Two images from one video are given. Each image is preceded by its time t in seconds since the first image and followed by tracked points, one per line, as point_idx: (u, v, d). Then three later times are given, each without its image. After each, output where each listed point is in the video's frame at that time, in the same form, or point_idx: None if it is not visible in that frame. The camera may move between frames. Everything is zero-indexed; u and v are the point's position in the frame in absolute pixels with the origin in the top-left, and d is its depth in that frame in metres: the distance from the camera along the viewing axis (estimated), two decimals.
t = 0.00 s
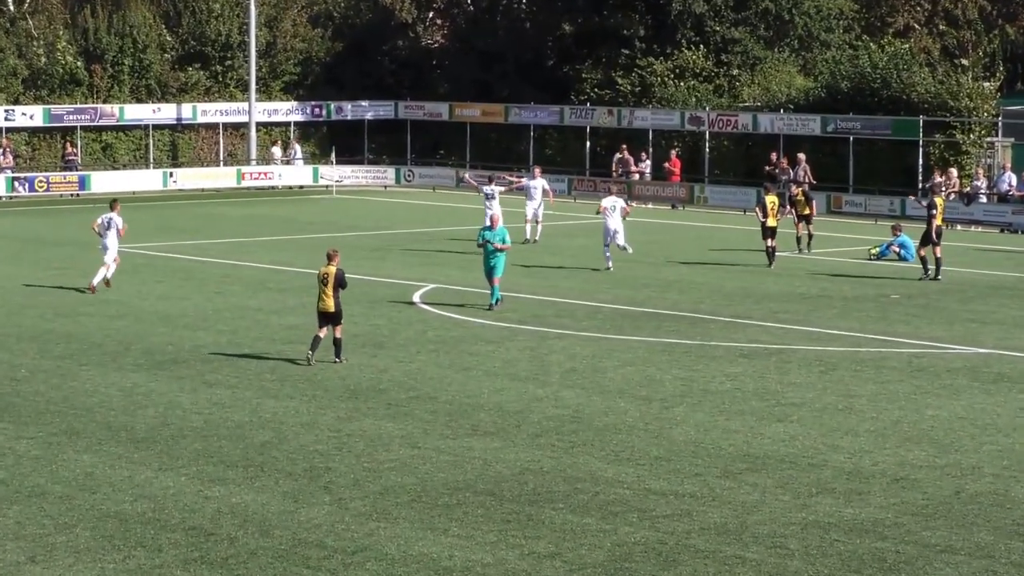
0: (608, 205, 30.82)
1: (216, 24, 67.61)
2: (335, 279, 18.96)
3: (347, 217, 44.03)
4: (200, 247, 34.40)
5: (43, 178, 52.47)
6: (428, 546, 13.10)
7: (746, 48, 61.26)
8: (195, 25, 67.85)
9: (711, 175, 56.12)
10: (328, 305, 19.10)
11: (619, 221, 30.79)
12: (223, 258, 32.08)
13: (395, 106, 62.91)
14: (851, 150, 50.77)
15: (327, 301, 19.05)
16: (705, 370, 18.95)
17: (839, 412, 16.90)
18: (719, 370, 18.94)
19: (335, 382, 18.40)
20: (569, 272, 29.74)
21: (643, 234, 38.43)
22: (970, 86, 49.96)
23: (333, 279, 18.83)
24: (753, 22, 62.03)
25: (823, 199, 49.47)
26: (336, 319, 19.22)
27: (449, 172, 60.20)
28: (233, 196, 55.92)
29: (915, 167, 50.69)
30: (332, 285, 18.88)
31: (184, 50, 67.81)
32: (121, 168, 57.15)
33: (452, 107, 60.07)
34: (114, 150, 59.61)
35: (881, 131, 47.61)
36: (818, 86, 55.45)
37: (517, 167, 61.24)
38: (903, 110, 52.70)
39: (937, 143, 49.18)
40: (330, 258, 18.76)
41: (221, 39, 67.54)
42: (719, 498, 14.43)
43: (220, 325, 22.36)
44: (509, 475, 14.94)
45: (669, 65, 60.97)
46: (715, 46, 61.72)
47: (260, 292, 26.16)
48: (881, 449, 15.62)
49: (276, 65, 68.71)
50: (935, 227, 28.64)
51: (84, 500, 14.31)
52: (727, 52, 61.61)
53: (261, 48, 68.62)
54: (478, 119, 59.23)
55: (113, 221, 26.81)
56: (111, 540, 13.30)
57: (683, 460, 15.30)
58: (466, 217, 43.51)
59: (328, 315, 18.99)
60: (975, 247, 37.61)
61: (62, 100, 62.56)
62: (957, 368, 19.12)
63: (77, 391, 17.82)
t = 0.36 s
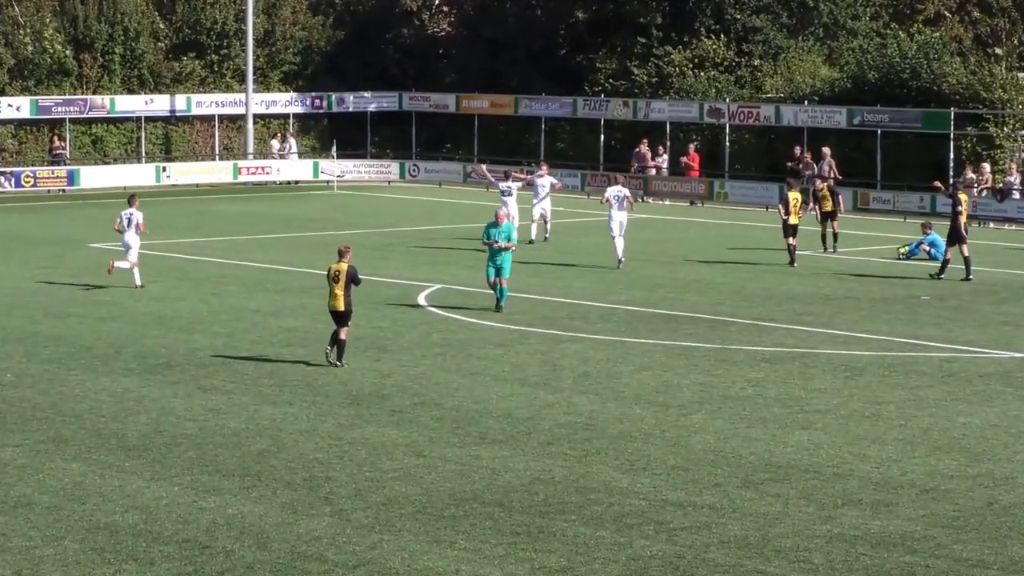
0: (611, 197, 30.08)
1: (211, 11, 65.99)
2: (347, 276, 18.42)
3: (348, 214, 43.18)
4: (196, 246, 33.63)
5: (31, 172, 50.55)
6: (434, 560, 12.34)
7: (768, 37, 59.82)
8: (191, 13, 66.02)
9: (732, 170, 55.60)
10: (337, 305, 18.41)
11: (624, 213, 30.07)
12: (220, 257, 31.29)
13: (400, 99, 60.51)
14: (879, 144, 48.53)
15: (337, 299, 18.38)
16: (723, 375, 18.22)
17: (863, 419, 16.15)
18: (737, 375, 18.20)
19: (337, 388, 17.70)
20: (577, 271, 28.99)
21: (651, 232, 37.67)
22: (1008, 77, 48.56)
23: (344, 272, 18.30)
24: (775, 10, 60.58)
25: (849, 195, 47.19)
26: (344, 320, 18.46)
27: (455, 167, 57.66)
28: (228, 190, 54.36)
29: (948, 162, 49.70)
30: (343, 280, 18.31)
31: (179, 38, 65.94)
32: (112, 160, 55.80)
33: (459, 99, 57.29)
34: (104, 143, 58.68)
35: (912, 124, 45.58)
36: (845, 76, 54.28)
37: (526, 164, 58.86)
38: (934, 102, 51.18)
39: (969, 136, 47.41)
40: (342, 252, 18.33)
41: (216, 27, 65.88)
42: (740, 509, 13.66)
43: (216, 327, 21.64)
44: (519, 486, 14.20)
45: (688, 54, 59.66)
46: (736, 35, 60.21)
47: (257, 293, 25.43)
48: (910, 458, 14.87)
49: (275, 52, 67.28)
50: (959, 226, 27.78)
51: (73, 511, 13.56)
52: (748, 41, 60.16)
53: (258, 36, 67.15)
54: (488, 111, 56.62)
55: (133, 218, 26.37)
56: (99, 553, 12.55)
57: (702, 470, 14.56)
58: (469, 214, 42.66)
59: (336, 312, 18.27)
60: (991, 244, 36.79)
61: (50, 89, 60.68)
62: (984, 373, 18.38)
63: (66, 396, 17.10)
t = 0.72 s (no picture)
0: (618, 192, 29.64)
1: None
2: (359, 274, 17.75)
3: (347, 210, 42.50)
4: (192, 243, 32.93)
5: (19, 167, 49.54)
6: None
7: (790, 24, 59.11)
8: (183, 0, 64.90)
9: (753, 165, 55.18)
10: (347, 304, 17.71)
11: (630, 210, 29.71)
12: (217, 255, 30.62)
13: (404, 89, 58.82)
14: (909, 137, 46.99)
15: (347, 298, 17.69)
16: (743, 380, 17.51)
17: (888, 427, 15.43)
18: (756, 380, 17.51)
19: (338, 392, 17.04)
20: (584, 270, 28.31)
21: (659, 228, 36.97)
22: None
23: (356, 272, 17.61)
24: None
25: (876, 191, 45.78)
26: (353, 320, 17.76)
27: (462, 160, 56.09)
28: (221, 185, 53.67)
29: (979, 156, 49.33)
30: (355, 279, 17.65)
31: (171, 26, 64.90)
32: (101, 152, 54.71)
33: (467, 89, 55.98)
34: (93, 136, 57.33)
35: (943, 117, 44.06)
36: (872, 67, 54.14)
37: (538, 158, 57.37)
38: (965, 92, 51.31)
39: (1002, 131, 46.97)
40: (354, 250, 17.66)
41: (211, 15, 64.77)
42: (761, 522, 12.94)
43: (211, 330, 20.98)
44: (530, 497, 13.49)
45: (708, 43, 59.31)
46: (757, 22, 59.71)
47: (255, 293, 24.77)
48: (941, 468, 14.15)
49: (274, 41, 66.09)
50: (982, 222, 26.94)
51: (60, 522, 12.86)
52: (770, 29, 59.51)
53: (256, 24, 65.99)
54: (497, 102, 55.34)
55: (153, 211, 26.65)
56: (85, 567, 11.84)
57: (722, 480, 13.86)
58: (473, 212, 41.96)
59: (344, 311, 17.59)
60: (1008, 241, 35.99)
61: (38, 79, 60.09)
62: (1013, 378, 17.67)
63: (54, 402, 16.43)
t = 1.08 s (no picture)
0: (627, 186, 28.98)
1: None
2: (373, 273, 17.26)
3: (350, 207, 41.66)
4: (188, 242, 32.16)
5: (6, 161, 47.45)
6: None
7: (816, 10, 56.18)
8: None
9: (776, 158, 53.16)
10: (361, 303, 17.25)
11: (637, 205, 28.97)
12: (216, 254, 29.87)
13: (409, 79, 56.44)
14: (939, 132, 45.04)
15: (360, 298, 17.23)
16: (764, 385, 16.85)
17: (915, 435, 14.76)
18: (776, 386, 16.85)
19: (340, 398, 16.39)
20: (592, 270, 27.61)
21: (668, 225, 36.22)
22: None
23: (370, 270, 17.15)
24: None
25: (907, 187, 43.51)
26: (367, 320, 17.30)
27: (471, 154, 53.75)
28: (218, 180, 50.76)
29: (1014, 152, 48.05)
30: (368, 278, 17.16)
31: (166, 12, 60.30)
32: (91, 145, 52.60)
33: (473, 79, 53.35)
34: (82, 129, 54.86)
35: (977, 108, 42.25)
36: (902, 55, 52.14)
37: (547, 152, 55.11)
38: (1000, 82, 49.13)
39: None
40: (366, 248, 17.22)
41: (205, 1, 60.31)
42: (786, 536, 12.24)
43: (207, 332, 20.30)
44: (540, 508, 12.83)
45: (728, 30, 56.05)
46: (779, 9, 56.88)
47: (253, 294, 24.07)
48: (974, 478, 13.47)
49: (271, 29, 62.55)
50: (1010, 219, 26.27)
51: (48, 535, 12.18)
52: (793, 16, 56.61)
53: (253, 11, 62.42)
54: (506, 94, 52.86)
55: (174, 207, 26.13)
56: None
57: (743, 491, 13.20)
58: (477, 209, 41.15)
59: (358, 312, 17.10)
60: None
61: (24, 70, 56.33)
62: None
63: (41, 408, 15.77)
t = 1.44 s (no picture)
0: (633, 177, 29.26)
1: None
2: (387, 268, 16.87)
3: (349, 203, 40.97)
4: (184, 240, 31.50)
5: None
6: None
7: None
8: None
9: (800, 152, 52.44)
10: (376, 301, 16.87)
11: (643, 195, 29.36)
12: (212, 253, 29.17)
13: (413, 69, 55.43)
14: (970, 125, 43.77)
15: (375, 295, 16.85)
16: (785, 390, 16.23)
17: (944, 443, 14.13)
18: (796, 390, 16.25)
19: (341, 403, 15.77)
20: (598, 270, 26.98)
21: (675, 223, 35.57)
22: None
23: (383, 265, 16.79)
24: None
25: (937, 181, 42.24)
26: (385, 318, 16.91)
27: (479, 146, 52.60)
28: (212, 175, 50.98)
29: None
30: (381, 273, 16.78)
31: None
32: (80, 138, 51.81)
33: (481, 69, 52.65)
34: (71, 121, 53.41)
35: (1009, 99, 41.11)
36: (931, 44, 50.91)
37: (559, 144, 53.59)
38: None
39: None
40: (379, 243, 16.91)
41: None
42: (810, 548, 11.61)
43: (200, 334, 19.67)
44: (552, 519, 12.21)
45: (749, 18, 54.02)
46: None
47: (250, 295, 23.43)
48: (1007, 488, 12.85)
49: (269, 18, 60.97)
50: None
51: (34, 546, 11.56)
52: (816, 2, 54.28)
53: None
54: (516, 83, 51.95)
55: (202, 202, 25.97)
56: None
57: (765, 501, 12.58)
58: (479, 205, 40.44)
59: (373, 308, 16.72)
60: None
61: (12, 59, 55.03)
62: None
63: (27, 415, 15.14)
